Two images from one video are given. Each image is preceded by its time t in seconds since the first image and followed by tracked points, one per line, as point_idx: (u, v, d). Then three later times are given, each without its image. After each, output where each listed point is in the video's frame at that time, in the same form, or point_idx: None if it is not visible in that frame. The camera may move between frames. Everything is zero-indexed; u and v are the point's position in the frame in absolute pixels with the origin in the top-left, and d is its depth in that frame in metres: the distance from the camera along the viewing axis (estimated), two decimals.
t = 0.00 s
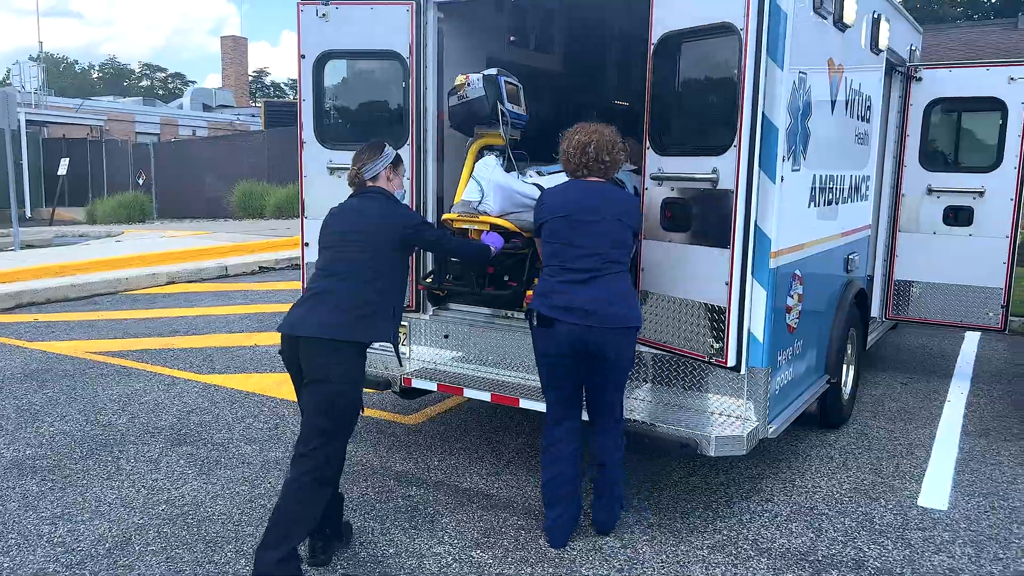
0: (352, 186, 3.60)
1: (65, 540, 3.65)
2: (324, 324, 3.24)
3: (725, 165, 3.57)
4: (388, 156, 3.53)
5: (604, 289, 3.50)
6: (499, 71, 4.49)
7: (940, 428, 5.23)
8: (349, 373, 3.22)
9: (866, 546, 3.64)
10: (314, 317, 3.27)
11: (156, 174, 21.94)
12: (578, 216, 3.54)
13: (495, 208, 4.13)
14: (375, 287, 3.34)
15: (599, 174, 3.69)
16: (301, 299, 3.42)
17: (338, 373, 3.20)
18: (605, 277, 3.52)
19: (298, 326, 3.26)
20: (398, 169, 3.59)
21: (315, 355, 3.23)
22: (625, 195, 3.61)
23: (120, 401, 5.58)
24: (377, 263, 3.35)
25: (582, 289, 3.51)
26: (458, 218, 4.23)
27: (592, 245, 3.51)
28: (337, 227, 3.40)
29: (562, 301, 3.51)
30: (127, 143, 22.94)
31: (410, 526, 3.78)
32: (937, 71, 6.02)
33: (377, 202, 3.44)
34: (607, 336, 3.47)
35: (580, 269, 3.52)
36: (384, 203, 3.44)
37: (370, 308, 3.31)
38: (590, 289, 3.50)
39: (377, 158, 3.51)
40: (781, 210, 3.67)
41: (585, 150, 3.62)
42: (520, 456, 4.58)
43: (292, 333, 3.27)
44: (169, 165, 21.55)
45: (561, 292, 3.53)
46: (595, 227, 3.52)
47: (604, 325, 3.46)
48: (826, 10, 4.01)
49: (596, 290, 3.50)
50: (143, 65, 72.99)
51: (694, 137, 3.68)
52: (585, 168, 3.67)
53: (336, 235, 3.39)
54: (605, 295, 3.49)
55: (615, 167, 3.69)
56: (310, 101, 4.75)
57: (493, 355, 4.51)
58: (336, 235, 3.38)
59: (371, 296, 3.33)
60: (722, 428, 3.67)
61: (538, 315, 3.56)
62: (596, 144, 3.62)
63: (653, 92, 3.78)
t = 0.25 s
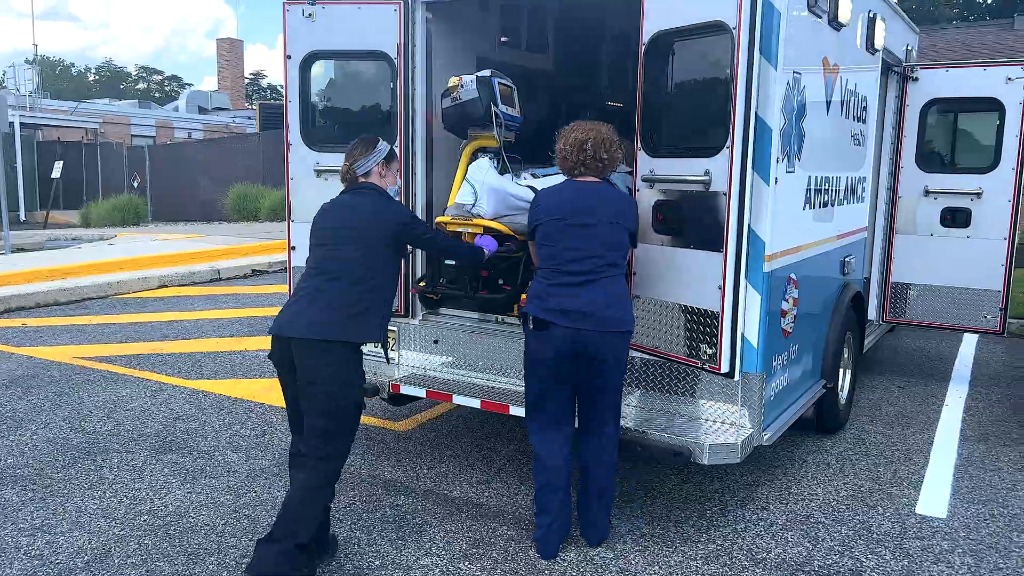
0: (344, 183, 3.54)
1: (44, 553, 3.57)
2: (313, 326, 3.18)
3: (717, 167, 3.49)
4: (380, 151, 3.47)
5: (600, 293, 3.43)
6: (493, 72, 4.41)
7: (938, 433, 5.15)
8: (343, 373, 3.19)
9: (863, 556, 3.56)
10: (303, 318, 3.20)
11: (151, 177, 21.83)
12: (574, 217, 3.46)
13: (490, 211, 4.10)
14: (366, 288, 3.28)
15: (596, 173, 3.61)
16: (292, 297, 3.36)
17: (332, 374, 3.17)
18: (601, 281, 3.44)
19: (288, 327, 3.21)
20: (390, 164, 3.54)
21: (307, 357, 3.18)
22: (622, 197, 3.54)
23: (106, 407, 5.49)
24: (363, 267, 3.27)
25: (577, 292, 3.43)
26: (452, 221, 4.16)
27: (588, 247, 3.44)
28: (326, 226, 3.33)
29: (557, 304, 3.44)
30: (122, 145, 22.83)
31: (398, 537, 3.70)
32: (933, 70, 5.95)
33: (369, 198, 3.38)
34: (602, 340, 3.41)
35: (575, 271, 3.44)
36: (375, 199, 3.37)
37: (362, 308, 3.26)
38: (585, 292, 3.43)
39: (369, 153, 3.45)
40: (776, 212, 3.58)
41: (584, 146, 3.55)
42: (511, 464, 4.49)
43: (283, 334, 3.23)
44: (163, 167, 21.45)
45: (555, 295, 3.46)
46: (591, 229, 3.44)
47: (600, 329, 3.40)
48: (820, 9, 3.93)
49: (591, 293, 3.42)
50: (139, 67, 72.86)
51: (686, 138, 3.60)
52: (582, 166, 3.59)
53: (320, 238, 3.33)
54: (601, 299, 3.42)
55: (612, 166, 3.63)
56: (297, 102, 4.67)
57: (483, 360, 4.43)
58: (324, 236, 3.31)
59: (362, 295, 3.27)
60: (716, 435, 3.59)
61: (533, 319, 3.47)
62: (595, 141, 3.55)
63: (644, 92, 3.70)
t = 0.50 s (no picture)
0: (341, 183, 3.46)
1: (26, 567, 3.48)
2: (307, 333, 3.11)
3: (715, 171, 3.40)
4: (377, 152, 3.38)
5: (601, 299, 3.35)
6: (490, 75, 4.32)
7: (941, 440, 5.07)
8: (346, 375, 3.14)
9: (865, 569, 3.48)
10: (298, 324, 3.14)
11: (148, 180, 21.75)
12: (575, 222, 3.38)
13: (486, 215, 4.02)
14: (357, 293, 3.20)
15: (598, 173, 3.54)
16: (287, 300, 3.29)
17: (336, 376, 3.11)
18: (603, 286, 3.36)
19: (285, 333, 3.14)
20: (388, 165, 3.45)
21: (307, 362, 3.12)
22: (622, 200, 3.45)
23: (95, 415, 5.41)
24: (351, 274, 3.19)
25: (578, 299, 3.35)
26: (447, 225, 4.06)
27: (589, 253, 3.35)
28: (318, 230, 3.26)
29: (557, 310, 3.36)
30: (118, 149, 22.76)
31: (389, 550, 3.61)
32: (934, 72, 5.89)
33: (363, 198, 3.29)
34: (605, 347, 3.33)
35: (576, 277, 3.36)
36: (369, 200, 3.29)
37: (356, 312, 3.19)
38: (586, 298, 3.35)
39: (365, 154, 3.37)
40: (775, 217, 3.50)
41: (586, 146, 3.48)
42: (506, 473, 4.41)
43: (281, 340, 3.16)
44: (160, 170, 21.38)
45: (556, 301, 3.37)
46: (592, 234, 3.36)
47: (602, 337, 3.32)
48: (820, 9, 3.85)
49: (593, 299, 3.35)
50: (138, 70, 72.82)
51: (684, 141, 3.52)
52: (583, 167, 3.52)
53: (308, 244, 3.25)
54: (603, 305, 3.34)
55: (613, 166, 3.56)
56: (287, 105, 4.59)
57: (477, 367, 4.34)
58: (317, 239, 3.24)
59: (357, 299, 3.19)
60: (715, 445, 3.51)
61: (533, 324, 3.38)
62: (597, 141, 3.48)
63: (641, 94, 3.61)
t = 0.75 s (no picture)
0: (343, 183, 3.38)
1: None
2: (310, 339, 3.05)
3: (718, 172, 3.33)
4: (382, 153, 3.29)
5: (605, 305, 3.27)
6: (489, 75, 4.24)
7: (947, 446, 4.98)
8: (352, 379, 3.07)
9: None
10: (301, 330, 3.07)
11: (145, 183, 21.66)
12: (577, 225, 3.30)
13: (486, 218, 3.94)
14: (350, 299, 3.12)
15: (598, 174, 3.45)
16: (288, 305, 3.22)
17: (342, 382, 3.05)
18: (605, 292, 3.29)
19: (290, 339, 3.08)
20: (393, 168, 3.36)
21: (312, 369, 3.05)
22: (624, 202, 3.37)
23: (87, 421, 5.32)
24: (344, 279, 3.11)
25: (581, 304, 3.27)
26: (446, 228, 4.02)
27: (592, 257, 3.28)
28: (318, 232, 3.20)
29: (559, 316, 3.27)
30: (116, 152, 22.67)
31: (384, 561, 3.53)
32: (938, 73, 5.82)
33: (366, 202, 3.23)
34: (610, 353, 3.26)
35: (579, 282, 3.28)
36: (371, 203, 3.22)
37: (358, 318, 3.12)
38: (590, 303, 3.27)
39: (370, 156, 3.27)
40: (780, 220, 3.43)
41: (588, 145, 3.40)
42: (505, 482, 4.33)
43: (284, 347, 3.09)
44: (159, 173, 21.30)
45: (557, 307, 3.28)
46: (595, 238, 3.28)
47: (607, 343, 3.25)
48: (824, 8, 3.78)
49: (597, 304, 3.27)
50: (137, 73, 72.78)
51: (686, 142, 3.45)
52: (584, 167, 3.43)
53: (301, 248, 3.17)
54: (607, 311, 3.26)
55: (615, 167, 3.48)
56: (281, 106, 4.52)
57: (475, 373, 4.26)
58: (309, 243, 3.15)
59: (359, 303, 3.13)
60: (718, 453, 3.42)
61: (537, 330, 3.30)
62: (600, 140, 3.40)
63: (641, 95, 3.53)
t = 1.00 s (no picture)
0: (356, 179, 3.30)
1: None
2: (329, 342, 2.99)
3: (726, 172, 3.22)
4: (398, 150, 3.22)
5: (606, 307, 3.18)
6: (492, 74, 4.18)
7: (956, 451, 4.90)
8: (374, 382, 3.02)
9: None
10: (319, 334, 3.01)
11: (145, 184, 21.60)
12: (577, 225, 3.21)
13: (488, 219, 3.84)
14: (348, 303, 3.04)
15: (599, 172, 3.37)
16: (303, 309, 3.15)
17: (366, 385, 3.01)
18: (607, 294, 3.20)
19: (309, 343, 3.02)
20: (408, 166, 3.30)
21: (335, 373, 3.00)
22: (625, 200, 3.27)
23: (82, 426, 5.24)
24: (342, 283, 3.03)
25: (581, 306, 3.20)
26: (447, 230, 3.95)
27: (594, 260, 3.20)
28: (325, 234, 3.14)
29: (559, 318, 3.21)
30: (116, 153, 22.60)
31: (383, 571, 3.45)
32: (945, 72, 5.75)
33: (376, 199, 3.15)
34: (611, 357, 3.17)
35: (579, 284, 3.21)
36: (382, 202, 3.14)
37: (374, 321, 3.06)
38: (591, 304, 3.20)
39: (385, 153, 3.20)
40: (788, 221, 3.33)
41: (588, 142, 3.32)
42: (506, 488, 4.25)
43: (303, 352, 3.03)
44: (158, 174, 21.23)
45: (557, 309, 3.21)
46: (595, 238, 3.20)
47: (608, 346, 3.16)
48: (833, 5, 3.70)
49: (598, 307, 3.18)
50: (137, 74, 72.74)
51: (692, 142, 3.36)
52: (584, 164, 3.35)
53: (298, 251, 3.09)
54: (608, 314, 3.18)
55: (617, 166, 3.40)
56: (279, 106, 4.45)
57: (477, 377, 4.18)
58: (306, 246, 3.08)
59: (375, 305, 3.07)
60: (725, 460, 3.34)
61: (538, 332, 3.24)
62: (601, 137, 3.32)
63: (646, 94, 3.46)
